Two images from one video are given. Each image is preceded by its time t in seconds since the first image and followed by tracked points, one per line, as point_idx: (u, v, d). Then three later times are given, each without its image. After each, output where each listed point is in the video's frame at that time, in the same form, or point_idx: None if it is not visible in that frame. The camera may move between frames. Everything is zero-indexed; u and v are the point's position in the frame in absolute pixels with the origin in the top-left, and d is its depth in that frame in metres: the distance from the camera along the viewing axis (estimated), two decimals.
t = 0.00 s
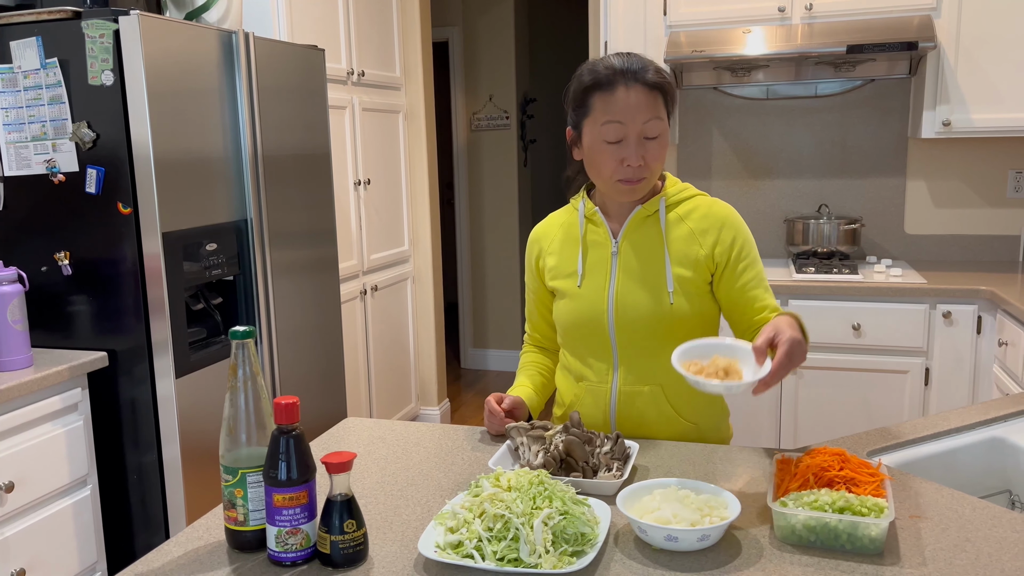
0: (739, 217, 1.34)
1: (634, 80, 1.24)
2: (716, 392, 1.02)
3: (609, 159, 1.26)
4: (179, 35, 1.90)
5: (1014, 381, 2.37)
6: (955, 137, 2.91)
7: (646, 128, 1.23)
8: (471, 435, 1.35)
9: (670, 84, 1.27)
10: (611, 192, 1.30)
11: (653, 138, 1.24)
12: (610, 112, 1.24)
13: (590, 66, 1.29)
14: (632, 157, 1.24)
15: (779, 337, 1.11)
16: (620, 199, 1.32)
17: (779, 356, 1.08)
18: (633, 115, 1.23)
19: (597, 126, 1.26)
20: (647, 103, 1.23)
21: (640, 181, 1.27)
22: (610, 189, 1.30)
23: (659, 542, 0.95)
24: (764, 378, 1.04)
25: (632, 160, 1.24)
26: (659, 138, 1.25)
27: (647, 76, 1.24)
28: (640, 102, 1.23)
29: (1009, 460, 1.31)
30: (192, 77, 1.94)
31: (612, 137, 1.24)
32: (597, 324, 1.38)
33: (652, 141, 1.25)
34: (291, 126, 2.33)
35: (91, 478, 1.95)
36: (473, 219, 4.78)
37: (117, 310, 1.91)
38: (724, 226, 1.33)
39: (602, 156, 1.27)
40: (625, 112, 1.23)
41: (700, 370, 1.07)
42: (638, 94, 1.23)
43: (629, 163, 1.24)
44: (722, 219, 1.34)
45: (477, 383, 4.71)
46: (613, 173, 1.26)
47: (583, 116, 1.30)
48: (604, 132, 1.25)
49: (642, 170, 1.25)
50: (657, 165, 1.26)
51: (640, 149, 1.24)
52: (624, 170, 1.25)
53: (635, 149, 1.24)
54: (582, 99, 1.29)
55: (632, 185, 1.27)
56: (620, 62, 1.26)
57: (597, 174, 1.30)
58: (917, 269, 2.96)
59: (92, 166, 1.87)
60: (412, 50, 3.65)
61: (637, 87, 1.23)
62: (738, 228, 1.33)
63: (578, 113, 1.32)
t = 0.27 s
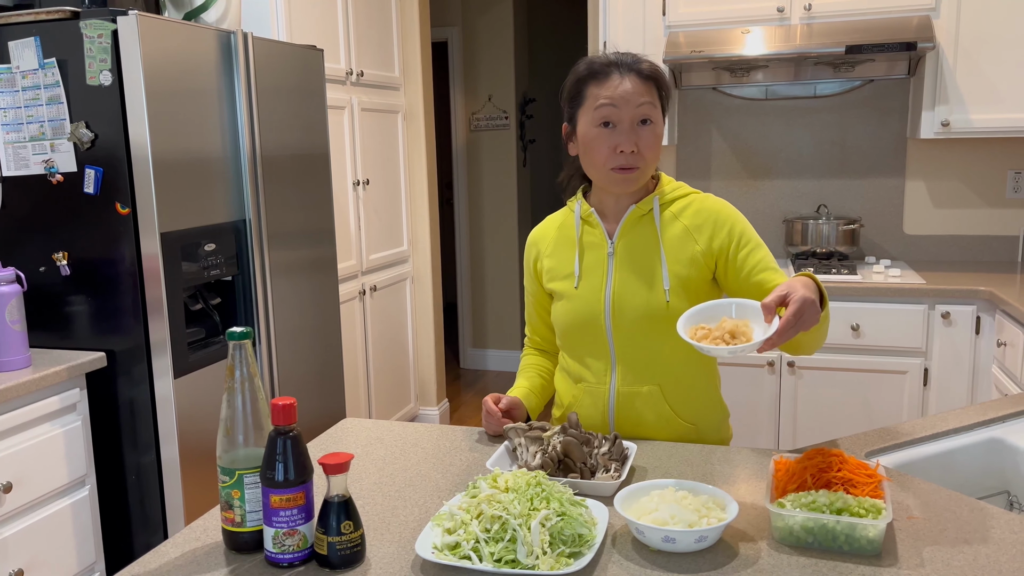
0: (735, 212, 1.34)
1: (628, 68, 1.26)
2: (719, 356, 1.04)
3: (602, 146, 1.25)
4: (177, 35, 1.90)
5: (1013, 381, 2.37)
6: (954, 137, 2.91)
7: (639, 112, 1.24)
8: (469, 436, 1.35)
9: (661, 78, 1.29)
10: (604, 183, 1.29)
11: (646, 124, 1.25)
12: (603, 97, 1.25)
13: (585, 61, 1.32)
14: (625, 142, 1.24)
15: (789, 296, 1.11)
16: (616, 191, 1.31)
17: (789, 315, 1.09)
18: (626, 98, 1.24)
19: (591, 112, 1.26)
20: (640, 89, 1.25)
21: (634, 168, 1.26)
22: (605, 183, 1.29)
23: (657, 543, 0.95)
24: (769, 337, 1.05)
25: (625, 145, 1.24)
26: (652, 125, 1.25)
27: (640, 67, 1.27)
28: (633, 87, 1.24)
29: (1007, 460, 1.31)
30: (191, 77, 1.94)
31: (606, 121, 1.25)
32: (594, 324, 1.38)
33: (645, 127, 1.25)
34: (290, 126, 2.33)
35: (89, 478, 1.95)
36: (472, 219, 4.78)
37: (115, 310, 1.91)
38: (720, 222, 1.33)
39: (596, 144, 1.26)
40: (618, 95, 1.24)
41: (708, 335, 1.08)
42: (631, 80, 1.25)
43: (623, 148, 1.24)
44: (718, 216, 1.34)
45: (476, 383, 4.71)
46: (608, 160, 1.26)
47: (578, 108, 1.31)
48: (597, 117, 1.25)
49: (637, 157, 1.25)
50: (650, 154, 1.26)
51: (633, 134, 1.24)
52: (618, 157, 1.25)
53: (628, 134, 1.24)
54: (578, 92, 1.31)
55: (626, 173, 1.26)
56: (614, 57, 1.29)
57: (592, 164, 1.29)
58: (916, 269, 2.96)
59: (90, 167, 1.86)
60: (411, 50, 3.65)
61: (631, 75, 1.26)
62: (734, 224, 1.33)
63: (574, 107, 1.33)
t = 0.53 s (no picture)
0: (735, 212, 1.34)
1: (629, 68, 1.26)
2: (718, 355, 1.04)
3: (601, 144, 1.25)
4: (177, 35, 1.89)
5: (1013, 381, 2.37)
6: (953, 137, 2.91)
7: (639, 112, 1.24)
8: (469, 436, 1.35)
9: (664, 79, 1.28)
10: (603, 181, 1.29)
11: (646, 123, 1.24)
12: (604, 96, 1.25)
13: (588, 59, 1.32)
14: (623, 142, 1.24)
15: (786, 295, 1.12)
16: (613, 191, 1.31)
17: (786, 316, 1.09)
18: (626, 98, 1.24)
19: (591, 110, 1.26)
20: (641, 89, 1.24)
21: (632, 168, 1.25)
22: (603, 181, 1.29)
23: (657, 543, 0.95)
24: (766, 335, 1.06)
25: (624, 144, 1.24)
26: (652, 125, 1.25)
27: (642, 66, 1.26)
28: (633, 87, 1.24)
29: (1007, 460, 1.31)
30: (190, 77, 1.94)
31: (605, 120, 1.25)
32: (595, 324, 1.37)
33: (644, 128, 1.25)
34: (289, 126, 2.32)
35: (88, 478, 1.95)
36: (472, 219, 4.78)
37: (115, 310, 1.90)
38: (720, 222, 1.33)
39: (594, 142, 1.27)
40: (618, 94, 1.24)
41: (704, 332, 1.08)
42: (632, 80, 1.25)
43: (621, 147, 1.24)
44: (718, 216, 1.34)
45: (476, 383, 4.71)
46: (606, 159, 1.26)
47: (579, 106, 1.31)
48: (597, 116, 1.25)
49: (635, 157, 1.25)
50: (649, 154, 1.25)
51: (633, 134, 1.24)
52: (617, 156, 1.25)
53: (627, 134, 1.24)
54: (579, 91, 1.31)
55: (624, 172, 1.26)
56: (616, 56, 1.29)
57: (591, 163, 1.29)
58: (916, 269, 2.96)
59: (90, 166, 1.86)
60: (410, 50, 3.65)
61: (632, 74, 1.26)
62: (735, 224, 1.33)
63: (576, 105, 1.33)
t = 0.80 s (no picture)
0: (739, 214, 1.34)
1: (631, 80, 1.22)
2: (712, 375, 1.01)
3: (600, 156, 1.26)
4: (177, 34, 1.89)
5: (1013, 381, 2.37)
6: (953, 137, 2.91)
7: (639, 128, 1.23)
8: (470, 435, 1.35)
9: (668, 86, 1.25)
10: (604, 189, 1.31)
11: (646, 139, 1.24)
12: (605, 111, 1.23)
13: (590, 63, 1.27)
14: (622, 156, 1.24)
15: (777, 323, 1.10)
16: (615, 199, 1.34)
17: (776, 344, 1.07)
18: (626, 116, 1.22)
19: (591, 124, 1.25)
20: (642, 104, 1.22)
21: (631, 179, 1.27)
22: (603, 187, 1.31)
23: (658, 542, 0.95)
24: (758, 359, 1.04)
25: (623, 159, 1.24)
26: (652, 139, 1.25)
27: (643, 77, 1.23)
28: (634, 102, 1.22)
29: (1008, 460, 1.31)
30: (190, 76, 1.94)
31: (605, 135, 1.24)
32: (597, 323, 1.37)
33: (644, 141, 1.25)
34: (289, 125, 2.32)
35: (88, 477, 1.94)
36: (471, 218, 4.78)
37: (114, 309, 1.90)
38: (724, 224, 1.33)
39: (594, 152, 1.27)
40: (619, 111, 1.22)
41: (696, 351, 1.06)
42: (633, 94, 1.22)
43: (620, 162, 1.25)
44: (722, 217, 1.34)
45: (476, 383, 4.71)
46: (605, 170, 1.27)
47: (579, 114, 1.29)
48: (597, 130, 1.25)
49: (634, 169, 1.26)
50: (649, 164, 1.26)
51: (632, 149, 1.24)
52: (615, 169, 1.26)
53: (627, 149, 1.24)
54: (579, 94, 1.28)
55: (622, 183, 1.27)
56: (619, 61, 1.24)
57: (590, 170, 1.30)
58: (915, 269, 2.96)
59: (90, 165, 1.86)
60: (410, 49, 3.65)
61: (633, 88, 1.22)
62: (739, 225, 1.33)
63: (577, 109, 1.30)
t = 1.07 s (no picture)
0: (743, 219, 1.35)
1: (635, 90, 1.21)
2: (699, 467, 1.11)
3: (605, 166, 1.26)
4: (177, 33, 1.89)
5: (1013, 380, 2.37)
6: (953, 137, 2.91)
7: (645, 139, 1.23)
8: (471, 434, 1.35)
9: (673, 93, 1.24)
10: (610, 196, 1.31)
11: (652, 149, 1.24)
12: (611, 122, 1.23)
13: (593, 70, 1.26)
14: (628, 166, 1.24)
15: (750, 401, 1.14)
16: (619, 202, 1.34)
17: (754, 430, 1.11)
18: (632, 127, 1.22)
19: (596, 135, 1.25)
20: (647, 115, 1.22)
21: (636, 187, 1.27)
22: (609, 192, 1.31)
23: (661, 542, 0.95)
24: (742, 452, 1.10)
25: (628, 169, 1.24)
26: (658, 148, 1.25)
27: (648, 87, 1.22)
28: (640, 113, 1.22)
29: (1009, 460, 1.31)
30: (191, 75, 1.93)
31: (611, 146, 1.24)
32: (601, 323, 1.37)
33: (650, 150, 1.25)
34: (290, 124, 2.32)
35: (88, 477, 1.94)
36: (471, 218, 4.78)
37: (115, 309, 1.90)
38: (728, 228, 1.34)
39: (600, 161, 1.27)
40: (624, 123, 1.22)
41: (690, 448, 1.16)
42: (639, 105, 1.22)
43: (626, 172, 1.25)
44: (726, 222, 1.35)
45: (475, 383, 4.71)
46: (611, 179, 1.27)
47: (584, 121, 1.28)
48: (603, 141, 1.24)
49: (640, 178, 1.26)
50: (655, 171, 1.26)
51: (638, 159, 1.24)
52: (621, 178, 1.26)
53: (633, 159, 1.24)
54: (582, 102, 1.27)
55: (629, 191, 1.28)
56: (623, 69, 1.23)
57: (596, 176, 1.30)
58: (916, 269, 2.96)
59: (90, 165, 1.86)
60: (410, 49, 3.64)
61: (638, 98, 1.21)
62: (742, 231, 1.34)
63: (580, 116, 1.30)
